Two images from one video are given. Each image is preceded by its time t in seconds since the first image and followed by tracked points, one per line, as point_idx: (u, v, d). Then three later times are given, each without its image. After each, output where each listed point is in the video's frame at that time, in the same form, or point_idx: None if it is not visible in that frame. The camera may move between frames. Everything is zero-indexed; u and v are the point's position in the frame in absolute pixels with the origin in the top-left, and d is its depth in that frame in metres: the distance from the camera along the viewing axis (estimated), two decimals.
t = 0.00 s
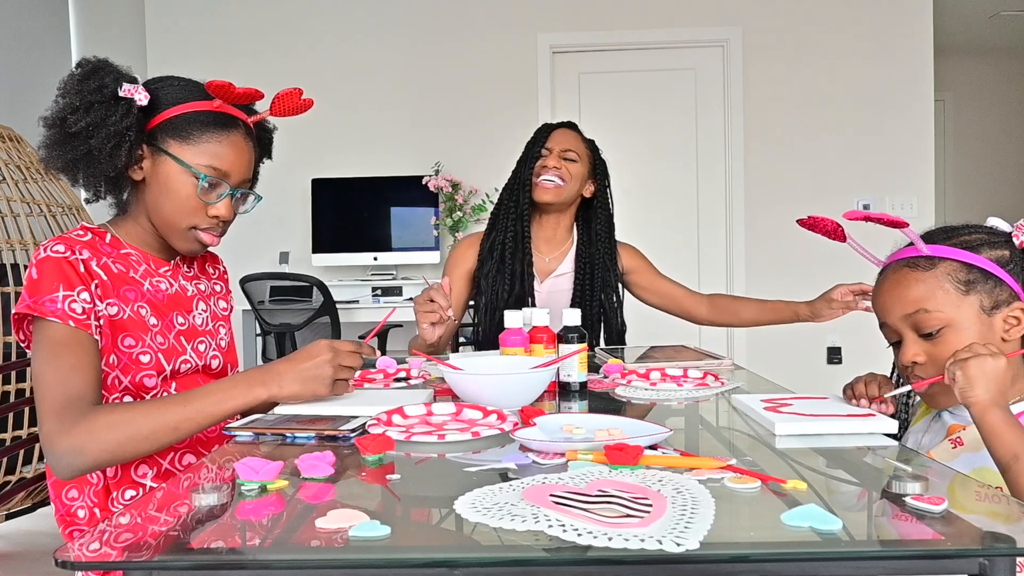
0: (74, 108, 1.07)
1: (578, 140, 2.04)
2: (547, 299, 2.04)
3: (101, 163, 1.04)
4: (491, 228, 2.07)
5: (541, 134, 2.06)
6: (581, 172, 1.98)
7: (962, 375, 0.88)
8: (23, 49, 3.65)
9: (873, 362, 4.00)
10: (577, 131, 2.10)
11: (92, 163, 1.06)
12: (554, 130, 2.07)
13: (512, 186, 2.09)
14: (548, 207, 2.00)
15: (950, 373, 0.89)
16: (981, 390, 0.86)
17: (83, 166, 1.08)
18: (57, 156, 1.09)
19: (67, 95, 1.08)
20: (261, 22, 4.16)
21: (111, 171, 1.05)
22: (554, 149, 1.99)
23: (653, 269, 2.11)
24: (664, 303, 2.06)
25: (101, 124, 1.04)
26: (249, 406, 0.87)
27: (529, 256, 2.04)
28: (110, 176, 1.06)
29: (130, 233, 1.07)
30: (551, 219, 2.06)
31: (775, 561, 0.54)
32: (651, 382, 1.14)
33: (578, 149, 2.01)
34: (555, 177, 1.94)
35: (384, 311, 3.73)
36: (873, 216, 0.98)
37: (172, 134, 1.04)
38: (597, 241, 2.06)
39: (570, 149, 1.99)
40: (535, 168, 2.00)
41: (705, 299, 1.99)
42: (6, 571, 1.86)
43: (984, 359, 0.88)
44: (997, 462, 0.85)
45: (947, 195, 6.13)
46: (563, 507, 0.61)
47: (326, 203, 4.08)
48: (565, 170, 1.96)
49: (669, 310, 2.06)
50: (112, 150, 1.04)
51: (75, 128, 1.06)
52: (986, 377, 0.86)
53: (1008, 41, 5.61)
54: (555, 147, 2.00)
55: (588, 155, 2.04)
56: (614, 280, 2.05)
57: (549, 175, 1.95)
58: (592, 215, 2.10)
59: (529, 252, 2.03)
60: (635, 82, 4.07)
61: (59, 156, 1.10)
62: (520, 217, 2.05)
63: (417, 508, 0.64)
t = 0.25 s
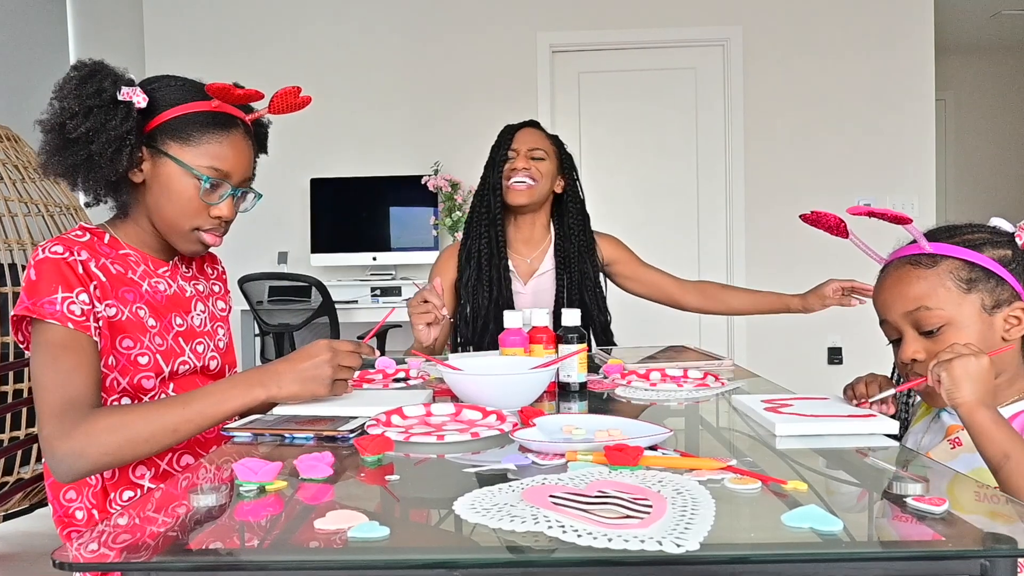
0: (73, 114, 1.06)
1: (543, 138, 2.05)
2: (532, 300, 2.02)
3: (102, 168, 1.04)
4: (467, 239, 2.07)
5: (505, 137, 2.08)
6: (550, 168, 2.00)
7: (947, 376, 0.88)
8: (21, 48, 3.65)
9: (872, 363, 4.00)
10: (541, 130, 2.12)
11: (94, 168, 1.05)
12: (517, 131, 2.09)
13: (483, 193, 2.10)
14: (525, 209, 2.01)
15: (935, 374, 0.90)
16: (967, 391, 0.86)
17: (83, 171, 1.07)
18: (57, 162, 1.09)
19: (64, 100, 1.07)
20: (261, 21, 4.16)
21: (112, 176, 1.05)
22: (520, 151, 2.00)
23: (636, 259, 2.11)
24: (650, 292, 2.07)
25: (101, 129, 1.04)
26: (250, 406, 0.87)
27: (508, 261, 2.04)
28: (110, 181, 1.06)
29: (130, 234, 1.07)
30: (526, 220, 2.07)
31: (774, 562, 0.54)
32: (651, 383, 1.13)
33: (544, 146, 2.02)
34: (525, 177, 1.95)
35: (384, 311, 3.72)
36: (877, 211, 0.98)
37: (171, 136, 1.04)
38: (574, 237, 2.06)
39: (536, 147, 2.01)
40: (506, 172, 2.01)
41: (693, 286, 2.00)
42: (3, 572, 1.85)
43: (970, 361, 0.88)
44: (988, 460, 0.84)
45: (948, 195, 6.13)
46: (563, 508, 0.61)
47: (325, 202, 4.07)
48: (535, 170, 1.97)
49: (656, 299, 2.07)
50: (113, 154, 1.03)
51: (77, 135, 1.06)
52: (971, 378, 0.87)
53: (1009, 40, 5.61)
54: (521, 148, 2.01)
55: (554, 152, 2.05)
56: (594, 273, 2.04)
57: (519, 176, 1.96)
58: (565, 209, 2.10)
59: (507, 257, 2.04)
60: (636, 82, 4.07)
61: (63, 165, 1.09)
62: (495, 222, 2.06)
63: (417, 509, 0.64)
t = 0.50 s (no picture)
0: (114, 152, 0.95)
1: (506, 139, 2.03)
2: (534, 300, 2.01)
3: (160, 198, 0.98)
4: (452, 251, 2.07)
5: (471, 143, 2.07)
6: (521, 165, 1.98)
7: (946, 378, 0.88)
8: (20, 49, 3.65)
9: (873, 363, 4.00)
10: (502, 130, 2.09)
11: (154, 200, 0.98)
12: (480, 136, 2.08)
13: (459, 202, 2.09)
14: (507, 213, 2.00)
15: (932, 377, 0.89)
16: (967, 394, 0.86)
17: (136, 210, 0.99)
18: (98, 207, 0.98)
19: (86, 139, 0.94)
20: (260, 21, 4.16)
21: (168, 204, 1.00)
22: (487, 156, 1.97)
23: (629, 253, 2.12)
24: (643, 286, 2.08)
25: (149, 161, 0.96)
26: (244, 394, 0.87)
27: (503, 263, 2.04)
28: (167, 210, 1.00)
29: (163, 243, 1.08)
30: (516, 222, 2.08)
31: (775, 563, 0.54)
32: (651, 383, 1.13)
33: (509, 145, 2.01)
34: (502, 183, 1.92)
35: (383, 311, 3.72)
36: (881, 207, 0.97)
37: (206, 153, 1.02)
38: (559, 227, 2.05)
39: (502, 149, 1.98)
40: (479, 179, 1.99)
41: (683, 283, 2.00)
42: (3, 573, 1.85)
43: (968, 362, 0.87)
44: (990, 462, 0.84)
45: (949, 195, 6.12)
46: (563, 509, 0.61)
47: (324, 202, 4.07)
48: (508, 170, 1.95)
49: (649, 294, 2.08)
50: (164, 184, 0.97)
51: (113, 170, 0.96)
52: (969, 379, 0.86)
53: (1010, 40, 5.61)
54: (487, 153, 1.98)
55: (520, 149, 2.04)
56: (583, 261, 2.03)
57: (495, 182, 1.93)
58: (544, 202, 2.10)
59: (501, 259, 2.04)
60: (635, 82, 4.07)
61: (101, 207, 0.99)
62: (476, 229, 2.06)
63: (416, 510, 0.63)
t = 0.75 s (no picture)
0: (152, 165, 0.91)
1: (509, 140, 2.01)
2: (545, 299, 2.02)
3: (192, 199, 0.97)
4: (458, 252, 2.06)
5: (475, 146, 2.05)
6: (524, 164, 1.95)
7: (953, 381, 0.87)
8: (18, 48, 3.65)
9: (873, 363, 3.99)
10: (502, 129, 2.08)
11: (182, 201, 0.96)
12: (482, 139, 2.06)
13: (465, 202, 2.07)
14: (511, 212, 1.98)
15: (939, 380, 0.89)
16: (975, 397, 0.86)
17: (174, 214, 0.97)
18: (143, 219, 0.95)
19: (122, 156, 0.89)
20: (259, 20, 4.15)
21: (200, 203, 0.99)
22: (488, 158, 1.96)
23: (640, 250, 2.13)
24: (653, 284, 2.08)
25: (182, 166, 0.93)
26: (239, 395, 0.88)
27: (515, 262, 2.04)
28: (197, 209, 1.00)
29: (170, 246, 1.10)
30: (525, 221, 2.08)
31: (775, 565, 0.53)
32: (651, 384, 1.13)
33: (511, 145, 1.99)
34: (506, 182, 1.91)
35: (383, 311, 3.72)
36: (886, 205, 0.97)
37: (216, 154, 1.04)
38: (567, 223, 2.06)
39: (503, 148, 1.97)
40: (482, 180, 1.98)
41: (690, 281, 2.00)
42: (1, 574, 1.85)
43: (976, 364, 0.87)
44: (998, 466, 0.85)
45: (950, 195, 6.12)
46: (562, 511, 0.60)
47: (324, 202, 4.06)
48: (509, 171, 1.93)
49: (659, 290, 2.09)
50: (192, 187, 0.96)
51: (145, 178, 0.91)
52: (977, 382, 0.86)
53: (1011, 39, 5.60)
54: (489, 155, 1.96)
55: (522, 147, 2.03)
56: (592, 256, 2.04)
57: (499, 182, 1.92)
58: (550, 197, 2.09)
59: (513, 258, 2.05)
60: (635, 81, 4.06)
61: (134, 219, 0.95)
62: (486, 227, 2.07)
63: (415, 511, 0.63)
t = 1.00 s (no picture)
0: (142, 157, 0.91)
1: (520, 136, 2.03)
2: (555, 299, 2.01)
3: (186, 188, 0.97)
4: (467, 247, 2.07)
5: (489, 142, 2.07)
6: (532, 162, 1.96)
7: (961, 383, 0.87)
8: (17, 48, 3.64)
9: (872, 363, 3.99)
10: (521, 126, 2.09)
11: (175, 193, 0.97)
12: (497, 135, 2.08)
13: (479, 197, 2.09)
14: (518, 212, 1.99)
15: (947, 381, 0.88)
16: (982, 398, 0.85)
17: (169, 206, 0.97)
18: (138, 214, 0.95)
19: (112, 151, 0.89)
20: (258, 19, 4.15)
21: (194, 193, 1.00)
22: (498, 154, 1.98)
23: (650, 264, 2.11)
24: (653, 299, 2.07)
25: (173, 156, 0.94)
26: (232, 399, 0.87)
27: (522, 260, 2.04)
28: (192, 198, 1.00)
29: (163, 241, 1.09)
30: (535, 220, 2.08)
31: (776, 566, 0.53)
32: (651, 384, 1.12)
33: (521, 141, 2.00)
34: (511, 181, 1.93)
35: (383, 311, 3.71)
36: (892, 203, 0.96)
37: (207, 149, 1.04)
38: (576, 226, 2.04)
39: (513, 145, 1.98)
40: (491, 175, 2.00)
41: (692, 300, 1.98)
42: None
43: (984, 365, 0.86)
44: (1004, 469, 0.85)
45: (951, 195, 6.12)
46: (563, 511, 0.60)
47: (323, 203, 4.06)
48: (515, 169, 1.94)
49: (660, 306, 2.07)
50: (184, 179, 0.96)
51: (137, 173, 0.92)
52: (986, 384, 0.85)
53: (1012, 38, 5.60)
54: (500, 151, 1.99)
55: (537, 146, 2.03)
56: (598, 261, 2.02)
57: (505, 181, 1.94)
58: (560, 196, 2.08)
59: (520, 255, 2.05)
60: (635, 80, 4.06)
61: (129, 215, 0.95)
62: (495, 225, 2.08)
63: (414, 512, 0.63)
